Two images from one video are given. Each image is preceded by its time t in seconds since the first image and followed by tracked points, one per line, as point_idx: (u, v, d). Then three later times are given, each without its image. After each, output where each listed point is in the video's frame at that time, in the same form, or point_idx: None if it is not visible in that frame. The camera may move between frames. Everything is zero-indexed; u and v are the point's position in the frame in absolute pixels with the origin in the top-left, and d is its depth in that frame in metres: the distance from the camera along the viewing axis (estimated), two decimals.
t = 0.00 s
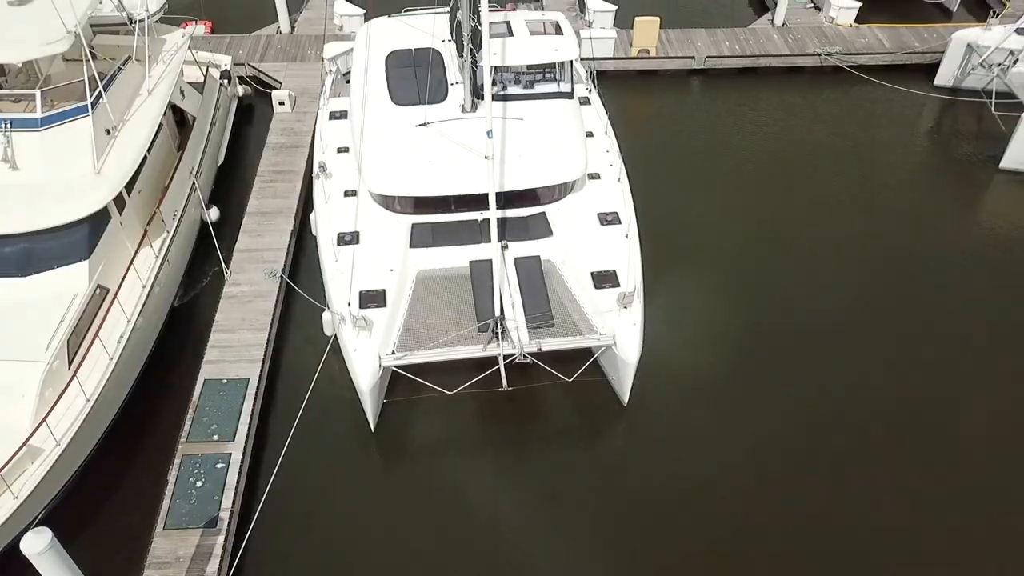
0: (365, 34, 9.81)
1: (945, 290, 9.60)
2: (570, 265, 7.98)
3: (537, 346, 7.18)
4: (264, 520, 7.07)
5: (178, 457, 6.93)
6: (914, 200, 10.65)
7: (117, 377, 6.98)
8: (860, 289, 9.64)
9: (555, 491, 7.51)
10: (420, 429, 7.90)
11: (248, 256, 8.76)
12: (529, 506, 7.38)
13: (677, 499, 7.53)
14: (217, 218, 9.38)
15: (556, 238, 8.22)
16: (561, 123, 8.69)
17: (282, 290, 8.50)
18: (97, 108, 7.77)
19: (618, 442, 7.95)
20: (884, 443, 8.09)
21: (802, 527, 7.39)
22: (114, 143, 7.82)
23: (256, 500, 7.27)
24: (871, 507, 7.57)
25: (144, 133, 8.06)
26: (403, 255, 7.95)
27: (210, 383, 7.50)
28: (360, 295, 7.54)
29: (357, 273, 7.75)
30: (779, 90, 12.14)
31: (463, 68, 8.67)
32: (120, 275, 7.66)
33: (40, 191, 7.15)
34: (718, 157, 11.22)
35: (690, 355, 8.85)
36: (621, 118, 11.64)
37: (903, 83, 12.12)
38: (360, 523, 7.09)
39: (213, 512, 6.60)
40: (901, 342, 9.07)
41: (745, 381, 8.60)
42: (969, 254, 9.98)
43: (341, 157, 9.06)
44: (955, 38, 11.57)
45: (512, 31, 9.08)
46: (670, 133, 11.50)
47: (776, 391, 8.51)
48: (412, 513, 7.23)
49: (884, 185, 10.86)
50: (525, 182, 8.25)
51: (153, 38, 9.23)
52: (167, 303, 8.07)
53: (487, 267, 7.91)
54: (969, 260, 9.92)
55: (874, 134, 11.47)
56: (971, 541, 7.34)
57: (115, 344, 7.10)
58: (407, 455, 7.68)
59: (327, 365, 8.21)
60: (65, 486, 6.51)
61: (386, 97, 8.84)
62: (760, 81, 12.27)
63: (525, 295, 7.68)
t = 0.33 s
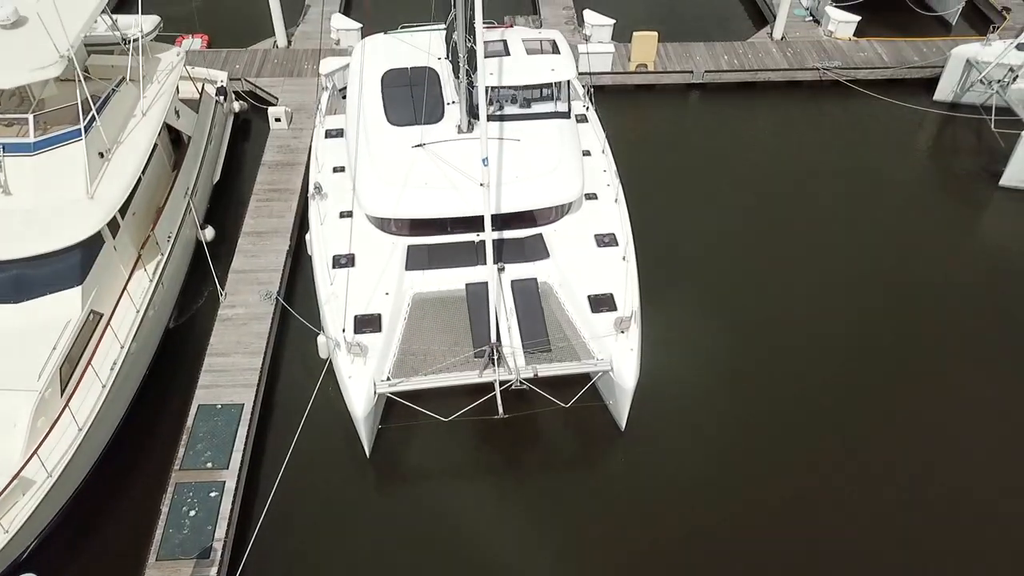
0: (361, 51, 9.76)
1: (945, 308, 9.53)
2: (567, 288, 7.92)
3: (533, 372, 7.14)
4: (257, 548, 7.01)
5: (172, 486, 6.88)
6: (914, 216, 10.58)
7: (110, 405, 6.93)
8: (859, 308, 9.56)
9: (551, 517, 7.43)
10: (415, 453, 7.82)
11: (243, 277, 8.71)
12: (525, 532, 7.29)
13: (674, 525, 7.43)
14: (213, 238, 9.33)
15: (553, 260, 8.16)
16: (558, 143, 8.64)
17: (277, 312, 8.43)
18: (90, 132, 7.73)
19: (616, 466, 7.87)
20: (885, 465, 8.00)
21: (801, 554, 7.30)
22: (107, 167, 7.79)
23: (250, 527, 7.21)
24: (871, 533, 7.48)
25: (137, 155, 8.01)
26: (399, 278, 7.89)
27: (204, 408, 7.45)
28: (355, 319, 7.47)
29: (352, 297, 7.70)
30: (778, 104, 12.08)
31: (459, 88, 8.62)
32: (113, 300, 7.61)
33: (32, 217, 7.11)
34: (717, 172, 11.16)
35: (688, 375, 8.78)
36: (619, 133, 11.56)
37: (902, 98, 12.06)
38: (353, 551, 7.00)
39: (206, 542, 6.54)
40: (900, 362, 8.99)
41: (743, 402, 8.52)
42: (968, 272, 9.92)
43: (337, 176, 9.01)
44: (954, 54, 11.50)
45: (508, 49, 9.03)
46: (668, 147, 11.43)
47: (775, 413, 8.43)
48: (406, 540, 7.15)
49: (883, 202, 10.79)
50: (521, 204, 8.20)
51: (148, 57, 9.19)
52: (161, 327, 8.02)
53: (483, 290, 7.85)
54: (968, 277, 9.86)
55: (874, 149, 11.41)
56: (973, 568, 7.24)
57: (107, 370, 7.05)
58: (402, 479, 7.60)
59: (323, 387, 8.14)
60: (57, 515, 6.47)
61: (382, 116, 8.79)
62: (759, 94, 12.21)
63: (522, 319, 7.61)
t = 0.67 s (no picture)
0: (357, 69, 9.71)
1: (946, 327, 9.45)
2: (564, 311, 7.86)
3: (530, 399, 7.06)
4: None
5: (165, 515, 6.82)
6: (914, 233, 10.52)
7: (103, 433, 6.88)
8: (860, 327, 9.48)
9: (548, 544, 7.34)
10: (410, 478, 7.74)
11: (238, 298, 8.66)
12: (520, 560, 7.21)
13: (672, 553, 7.34)
14: (208, 257, 9.26)
15: (550, 282, 8.11)
16: (555, 164, 8.59)
17: (272, 335, 8.37)
18: (83, 156, 7.68)
19: (613, 491, 7.78)
20: (886, 489, 7.92)
21: None
22: (101, 190, 7.73)
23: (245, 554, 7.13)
24: (871, 560, 7.38)
25: (131, 178, 7.96)
26: (395, 301, 7.84)
27: (198, 434, 7.40)
28: (350, 345, 7.42)
29: (347, 321, 7.64)
30: (777, 118, 12.01)
31: (455, 109, 8.58)
32: (106, 325, 7.55)
33: (24, 244, 7.06)
34: (716, 188, 11.10)
35: (688, 397, 8.69)
36: (618, 148, 11.49)
37: (901, 113, 12.00)
38: None
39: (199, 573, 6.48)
40: (902, 382, 8.90)
41: (743, 424, 8.44)
42: (969, 290, 9.85)
43: (333, 197, 8.97)
44: (953, 70, 11.43)
45: (505, 68, 8.97)
46: (667, 162, 11.37)
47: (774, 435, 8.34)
48: (401, 569, 7.06)
49: (883, 218, 10.73)
50: (517, 226, 8.14)
51: (143, 76, 9.13)
52: (155, 350, 7.96)
53: (479, 313, 7.79)
54: (970, 295, 9.79)
55: (873, 165, 11.35)
56: None
57: (100, 399, 6.98)
58: (397, 505, 7.52)
59: (318, 411, 8.03)
60: (48, 545, 6.43)
61: (378, 136, 8.73)
62: (758, 109, 12.14)
63: (518, 344, 7.54)
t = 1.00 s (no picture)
0: (352, 87, 9.66)
1: (947, 346, 9.38)
2: (561, 336, 7.80)
3: (526, 427, 6.99)
4: None
5: (158, 545, 6.77)
6: (914, 250, 10.45)
7: (95, 464, 6.82)
8: (861, 346, 9.40)
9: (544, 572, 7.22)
10: (405, 504, 7.65)
11: (232, 321, 8.59)
12: None
13: None
14: (203, 278, 9.20)
15: (546, 306, 8.04)
16: (551, 185, 8.56)
17: (266, 359, 8.29)
18: (76, 181, 7.63)
19: (611, 517, 7.66)
20: (889, 512, 7.82)
21: None
22: (95, 215, 7.69)
23: None
24: None
25: (124, 202, 7.91)
26: (390, 326, 7.77)
27: (192, 462, 7.34)
28: (344, 372, 7.36)
29: (342, 347, 7.58)
30: (776, 133, 11.94)
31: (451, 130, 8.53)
32: (100, 351, 7.50)
33: (16, 271, 7.01)
34: (714, 205, 11.02)
35: (687, 418, 8.60)
36: (616, 164, 11.42)
37: (901, 128, 11.93)
38: None
39: None
40: (903, 403, 8.81)
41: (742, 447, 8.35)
42: (971, 308, 9.78)
43: (328, 218, 8.91)
44: (954, 84, 11.35)
45: (501, 89, 8.93)
46: (665, 178, 11.30)
47: (773, 459, 8.24)
48: None
49: (883, 234, 10.66)
50: (513, 250, 8.08)
51: (137, 97, 9.09)
52: (149, 375, 7.90)
53: (475, 337, 7.72)
54: (971, 312, 9.72)
55: (872, 181, 11.28)
56: None
57: (93, 428, 6.93)
58: (392, 532, 7.43)
59: (313, 436, 7.94)
60: None
61: (373, 158, 8.69)
62: (756, 124, 12.06)
63: (514, 370, 7.47)
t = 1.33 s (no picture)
0: (347, 106, 9.60)
1: (948, 365, 9.31)
2: (557, 361, 7.72)
3: (521, 456, 6.91)
4: None
5: None
6: (914, 267, 10.38)
7: (86, 494, 6.76)
8: (861, 366, 9.31)
9: None
10: (399, 531, 7.54)
11: (227, 344, 8.53)
12: None
13: None
14: (197, 299, 9.12)
15: (542, 330, 7.98)
16: (547, 208, 8.51)
17: (260, 384, 8.23)
18: (68, 206, 7.56)
19: (607, 544, 7.56)
20: (889, 537, 7.73)
21: None
22: (86, 240, 7.62)
23: None
24: None
25: (117, 226, 7.84)
26: (384, 352, 7.70)
27: (184, 490, 7.27)
28: (338, 400, 7.29)
29: (335, 374, 7.51)
30: (774, 149, 11.87)
31: (446, 152, 8.47)
32: (92, 378, 7.44)
33: (7, 298, 6.94)
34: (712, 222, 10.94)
35: (685, 441, 8.51)
36: (613, 181, 11.35)
37: (900, 144, 11.85)
38: None
39: None
40: (903, 424, 8.73)
41: (742, 470, 8.25)
42: (972, 326, 9.70)
43: (323, 238, 8.84)
44: (954, 99, 11.23)
45: (497, 110, 8.89)
46: (663, 195, 11.23)
47: (772, 484, 8.14)
48: None
49: (883, 252, 10.59)
50: (509, 273, 8.00)
51: (130, 118, 9.02)
52: (142, 401, 7.83)
53: (471, 363, 7.65)
54: (971, 332, 9.64)
55: (871, 198, 11.21)
56: None
57: (84, 458, 6.87)
58: (387, 559, 7.34)
59: (307, 462, 7.85)
60: None
61: (368, 179, 8.62)
62: (755, 139, 11.99)
63: (510, 397, 7.39)
